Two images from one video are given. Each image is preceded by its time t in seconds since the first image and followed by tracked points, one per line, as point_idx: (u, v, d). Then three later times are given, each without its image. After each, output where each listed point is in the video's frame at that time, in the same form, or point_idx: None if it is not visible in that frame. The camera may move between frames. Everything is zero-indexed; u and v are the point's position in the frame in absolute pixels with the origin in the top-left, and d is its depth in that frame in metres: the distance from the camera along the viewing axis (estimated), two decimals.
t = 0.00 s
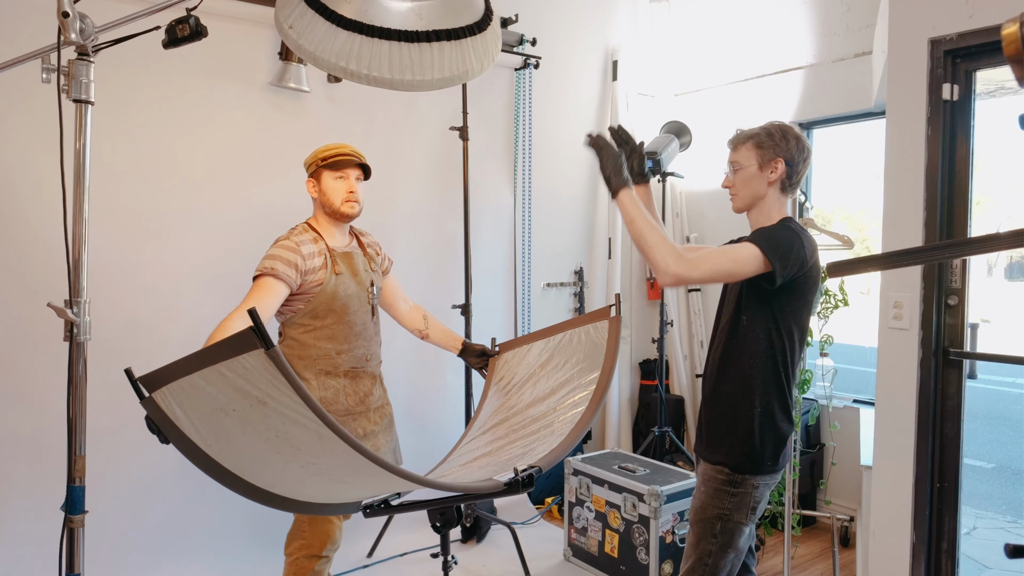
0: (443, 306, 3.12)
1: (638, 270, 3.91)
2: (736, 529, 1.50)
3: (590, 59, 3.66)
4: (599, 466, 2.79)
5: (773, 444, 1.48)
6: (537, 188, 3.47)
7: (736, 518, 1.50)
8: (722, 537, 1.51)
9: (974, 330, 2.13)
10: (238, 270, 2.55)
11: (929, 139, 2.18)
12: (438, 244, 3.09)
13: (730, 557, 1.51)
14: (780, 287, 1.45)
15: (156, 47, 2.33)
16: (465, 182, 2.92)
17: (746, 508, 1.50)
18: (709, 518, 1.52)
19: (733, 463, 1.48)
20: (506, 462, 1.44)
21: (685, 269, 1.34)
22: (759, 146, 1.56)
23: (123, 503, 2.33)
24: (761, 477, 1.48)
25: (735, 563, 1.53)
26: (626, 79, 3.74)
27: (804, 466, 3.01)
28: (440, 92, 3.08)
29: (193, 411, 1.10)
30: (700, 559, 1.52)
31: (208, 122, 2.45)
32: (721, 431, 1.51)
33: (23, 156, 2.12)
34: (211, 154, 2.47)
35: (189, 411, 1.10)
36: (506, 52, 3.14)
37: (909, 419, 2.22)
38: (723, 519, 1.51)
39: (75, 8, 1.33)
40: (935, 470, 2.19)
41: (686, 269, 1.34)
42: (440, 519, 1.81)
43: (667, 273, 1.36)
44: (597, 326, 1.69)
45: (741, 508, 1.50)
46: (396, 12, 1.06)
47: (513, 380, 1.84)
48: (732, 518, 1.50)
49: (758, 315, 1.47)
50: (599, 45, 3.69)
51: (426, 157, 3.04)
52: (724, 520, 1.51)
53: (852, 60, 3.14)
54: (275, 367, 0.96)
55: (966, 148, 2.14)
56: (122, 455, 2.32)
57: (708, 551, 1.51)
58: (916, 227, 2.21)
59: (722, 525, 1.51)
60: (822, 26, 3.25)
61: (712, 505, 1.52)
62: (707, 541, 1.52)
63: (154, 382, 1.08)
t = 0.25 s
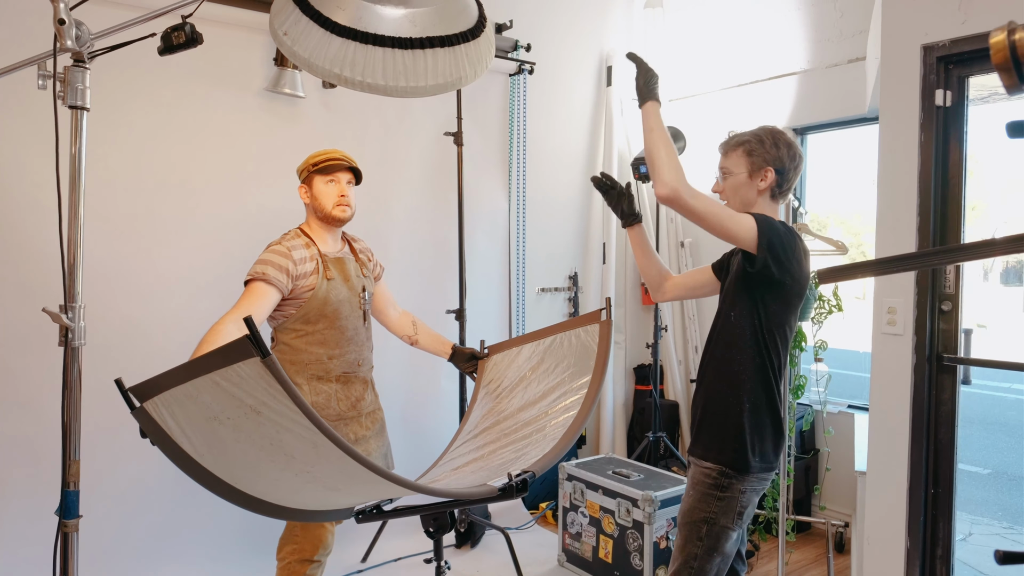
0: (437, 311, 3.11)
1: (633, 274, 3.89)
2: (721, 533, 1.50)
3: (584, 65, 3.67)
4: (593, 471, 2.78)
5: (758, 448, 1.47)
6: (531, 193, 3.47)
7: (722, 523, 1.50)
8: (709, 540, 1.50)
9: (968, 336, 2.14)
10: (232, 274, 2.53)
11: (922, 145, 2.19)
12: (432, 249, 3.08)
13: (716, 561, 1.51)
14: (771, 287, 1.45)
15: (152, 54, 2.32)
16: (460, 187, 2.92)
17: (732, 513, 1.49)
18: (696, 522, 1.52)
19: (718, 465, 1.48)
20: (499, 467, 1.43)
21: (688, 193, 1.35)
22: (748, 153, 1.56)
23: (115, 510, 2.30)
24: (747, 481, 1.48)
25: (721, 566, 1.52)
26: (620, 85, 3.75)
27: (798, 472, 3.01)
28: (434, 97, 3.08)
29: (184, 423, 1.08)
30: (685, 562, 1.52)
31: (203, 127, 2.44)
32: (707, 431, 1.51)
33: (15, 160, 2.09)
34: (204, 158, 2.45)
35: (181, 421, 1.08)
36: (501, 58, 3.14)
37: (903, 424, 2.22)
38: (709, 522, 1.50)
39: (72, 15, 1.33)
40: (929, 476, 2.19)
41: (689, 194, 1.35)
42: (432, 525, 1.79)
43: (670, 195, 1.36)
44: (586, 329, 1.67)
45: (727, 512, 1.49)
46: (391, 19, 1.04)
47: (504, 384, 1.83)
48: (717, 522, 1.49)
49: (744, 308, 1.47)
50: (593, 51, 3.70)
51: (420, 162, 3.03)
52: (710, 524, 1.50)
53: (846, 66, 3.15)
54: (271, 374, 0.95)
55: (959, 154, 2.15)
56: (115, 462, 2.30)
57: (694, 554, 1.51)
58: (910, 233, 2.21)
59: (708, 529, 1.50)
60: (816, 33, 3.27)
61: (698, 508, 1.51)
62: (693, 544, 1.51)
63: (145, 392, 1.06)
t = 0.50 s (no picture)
0: (436, 315, 3.10)
1: (632, 279, 3.89)
2: (720, 539, 1.48)
3: (583, 69, 3.67)
4: (592, 476, 2.77)
5: (758, 454, 1.46)
6: (530, 197, 3.47)
7: (721, 529, 1.48)
8: (707, 547, 1.49)
9: (969, 339, 2.13)
10: (231, 279, 2.52)
11: (921, 149, 2.19)
12: (432, 253, 3.08)
13: (714, 567, 1.49)
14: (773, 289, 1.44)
15: (152, 61, 2.32)
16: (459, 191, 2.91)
17: (731, 519, 1.48)
18: (694, 528, 1.51)
19: (718, 470, 1.47)
20: (495, 472, 1.42)
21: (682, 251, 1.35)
22: (742, 158, 1.56)
23: (113, 517, 2.28)
24: (746, 487, 1.46)
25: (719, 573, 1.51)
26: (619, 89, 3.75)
27: (799, 476, 2.99)
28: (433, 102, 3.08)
29: (184, 428, 1.07)
30: (683, 569, 1.50)
31: (203, 133, 2.43)
32: (707, 434, 1.50)
33: (14, 166, 2.08)
34: (204, 163, 2.44)
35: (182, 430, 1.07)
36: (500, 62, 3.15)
37: (904, 428, 2.21)
38: (707, 529, 1.49)
39: (74, 24, 1.30)
40: (931, 481, 2.18)
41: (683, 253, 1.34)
42: (432, 530, 1.78)
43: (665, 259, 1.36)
44: (580, 333, 1.66)
45: (725, 518, 1.48)
46: (388, 26, 1.03)
47: (499, 387, 1.82)
48: (716, 529, 1.48)
49: (744, 316, 1.46)
50: (591, 56, 3.70)
51: (419, 167, 3.03)
52: (708, 530, 1.49)
53: (845, 69, 3.15)
54: (272, 381, 0.94)
55: (959, 157, 2.15)
56: (113, 469, 2.28)
57: (692, 561, 1.50)
58: (910, 237, 2.21)
59: (707, 536, 1.49)
60: (814, 37, 3.28)
61: (697, 514, 1.50)
62: (690, 551, 1.50)
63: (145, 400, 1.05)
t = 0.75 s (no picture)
0: (436, 317, 3.10)
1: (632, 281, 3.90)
2: (722, 540, 1.49)
3: (583, 72, 3.68)
4: (593, 478, 2.77)
5: (761, 454, 1.46)
6: (530, 199, 3.47)
7: (723, 530, 1.48)
8: (709, 548, 1.49)
9: (969, 341, 2.13)
10: (231, 282, 2.53)
11: (921, 150, 2.19)
12: (431, 256, 3.08)
13: (716, 568, 1.50)
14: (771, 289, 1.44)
15: (152, 65, 2.33)
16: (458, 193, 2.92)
17: (732, 520, 1.48)
18: (696, 529, 1.50)
19: (720, 471, 1.47)
20: (496, 474, 1.42)
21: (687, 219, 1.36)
22: (738, 161, 1.56)
23: (114, 520, 2.29)
24: (749, 489, 1.47)
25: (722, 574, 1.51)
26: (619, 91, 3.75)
27: (799, 478, 2.99)
28: (433, 105, 3.09)
29: (184, 431, 1.07)
30: (686, 570, 1.50)
31: (203, 136, 2.44)
32: (707, 436, 1.50)
33: (15, 169, 2.09)
34: (204, 166, 2.45)
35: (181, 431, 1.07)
36: (500, 65, 3.15)
37: (904, 429, 2.21)
38: (710, 530, 1.49)
39: (73, 27, 1.32)
40: (930, 482, 2.18)
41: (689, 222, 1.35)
42: (432, 532, 1.79)
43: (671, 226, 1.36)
44: (581, 335, 1.66)
45: (727, 519, 1.48)
46: (387, 29, 1.03)
47: (501, 389, 1.83)
48: (718, 529, 1.48)
49: (745, 318, 1.46)
50: (591, 58, 3.71)
51: (419, 169, 3.03)
52: (710, 531, 1.49)
53: (845, 71, 3.15)
54: (271, 385, 0.95)
55: (959, 159, 2.15)
56: (114, 471, 2.28)
57: (694, 562, 1.50)
58: (909, 239, 2.22)
59: (709, 537, 1.49)
60: (814, 39, 3.28)
61: (699, 516, 1.50)
62: (693, 552, 1.50)
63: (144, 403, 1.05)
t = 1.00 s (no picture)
0: (436, 319, 3.10)
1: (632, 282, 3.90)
2: (726, 541, 1.49)
3: (582, 73, 3.68)
4: (593, 478, 2.77)
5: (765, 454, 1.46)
6: (530, 201, 3.47)
7: (726, 531, 1.48)
8: (713, 549, 1.49)
9: (969, 340, 2.13)
10: (231, 283, 2.53)
11: (920, 149, 2.19)
12: (431, 257, 3.08)
13: (721, 569, 1.50)
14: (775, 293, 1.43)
15: (151, 67, 2.33)
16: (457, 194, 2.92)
17: (736, 521, 1.48)
18: (700, 530, 1.50)
19: (724, 472, 1.47)
20: (496, 475, 1.42)
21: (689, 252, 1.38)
22: (736, 158, 1.56)
23: (114, 522, 2.28)
24: (753, 490, 1.47)
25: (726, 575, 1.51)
26: (618, 92, 3.75)
27: (799, 477, 2.99)
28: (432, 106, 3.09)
29: (184, 433, 1.07)
30: (690, 571, 1.50)
31: (202, 138, 2.44)
32: (710, 436, 1.50)
33: (16, 171, 2.09)
34: (204, 168, 2.45)
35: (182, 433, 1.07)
36: (499, 66, 3.16)
37: (904, 429, 2.21)
38: (713, 531, 1.49)
39: (72, 30, 1.31)
40: (931, 482, 2.18)
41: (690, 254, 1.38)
42: (433, 533, 1.79)
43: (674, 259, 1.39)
44: (580, 336, 1.65)
45: (731, 520, 1.48)
46: (386, 30, 1.03)
47: (501, 390, 1.82)
48: (722, 531, 1.48)
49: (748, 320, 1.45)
50: (591, 59, 3.71)
51: (419, 170, 3.03)
52: (714, 532, 1.49)
53: (845, 71, 3.15)
54: (271, 386, 0.95)
55: (958, 158, 2.16)
56: (114, 473, 2.28)
57: (699, 563, 1.50)
58: (908, 238, 2.22)
59: (713, 538, 1.49)
60: (814, 38, 3.28)
61: (703, 517, 1.50)
62: (697, 553, 1.50)
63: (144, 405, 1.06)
